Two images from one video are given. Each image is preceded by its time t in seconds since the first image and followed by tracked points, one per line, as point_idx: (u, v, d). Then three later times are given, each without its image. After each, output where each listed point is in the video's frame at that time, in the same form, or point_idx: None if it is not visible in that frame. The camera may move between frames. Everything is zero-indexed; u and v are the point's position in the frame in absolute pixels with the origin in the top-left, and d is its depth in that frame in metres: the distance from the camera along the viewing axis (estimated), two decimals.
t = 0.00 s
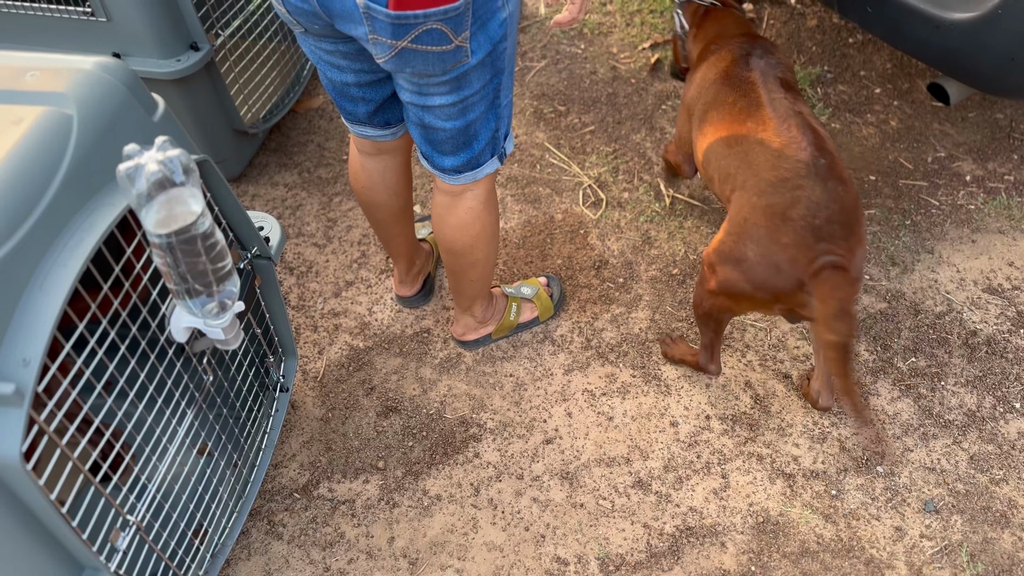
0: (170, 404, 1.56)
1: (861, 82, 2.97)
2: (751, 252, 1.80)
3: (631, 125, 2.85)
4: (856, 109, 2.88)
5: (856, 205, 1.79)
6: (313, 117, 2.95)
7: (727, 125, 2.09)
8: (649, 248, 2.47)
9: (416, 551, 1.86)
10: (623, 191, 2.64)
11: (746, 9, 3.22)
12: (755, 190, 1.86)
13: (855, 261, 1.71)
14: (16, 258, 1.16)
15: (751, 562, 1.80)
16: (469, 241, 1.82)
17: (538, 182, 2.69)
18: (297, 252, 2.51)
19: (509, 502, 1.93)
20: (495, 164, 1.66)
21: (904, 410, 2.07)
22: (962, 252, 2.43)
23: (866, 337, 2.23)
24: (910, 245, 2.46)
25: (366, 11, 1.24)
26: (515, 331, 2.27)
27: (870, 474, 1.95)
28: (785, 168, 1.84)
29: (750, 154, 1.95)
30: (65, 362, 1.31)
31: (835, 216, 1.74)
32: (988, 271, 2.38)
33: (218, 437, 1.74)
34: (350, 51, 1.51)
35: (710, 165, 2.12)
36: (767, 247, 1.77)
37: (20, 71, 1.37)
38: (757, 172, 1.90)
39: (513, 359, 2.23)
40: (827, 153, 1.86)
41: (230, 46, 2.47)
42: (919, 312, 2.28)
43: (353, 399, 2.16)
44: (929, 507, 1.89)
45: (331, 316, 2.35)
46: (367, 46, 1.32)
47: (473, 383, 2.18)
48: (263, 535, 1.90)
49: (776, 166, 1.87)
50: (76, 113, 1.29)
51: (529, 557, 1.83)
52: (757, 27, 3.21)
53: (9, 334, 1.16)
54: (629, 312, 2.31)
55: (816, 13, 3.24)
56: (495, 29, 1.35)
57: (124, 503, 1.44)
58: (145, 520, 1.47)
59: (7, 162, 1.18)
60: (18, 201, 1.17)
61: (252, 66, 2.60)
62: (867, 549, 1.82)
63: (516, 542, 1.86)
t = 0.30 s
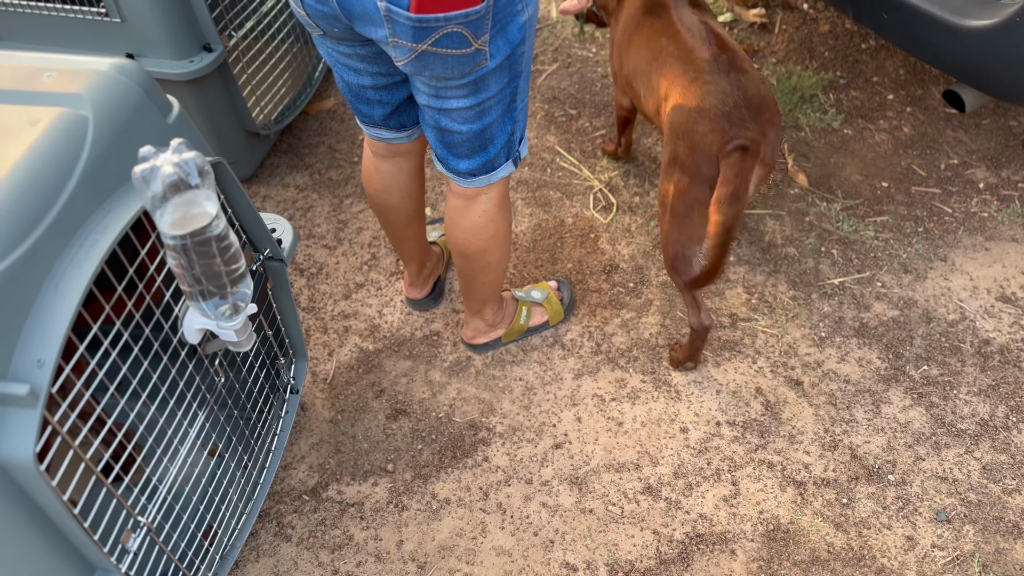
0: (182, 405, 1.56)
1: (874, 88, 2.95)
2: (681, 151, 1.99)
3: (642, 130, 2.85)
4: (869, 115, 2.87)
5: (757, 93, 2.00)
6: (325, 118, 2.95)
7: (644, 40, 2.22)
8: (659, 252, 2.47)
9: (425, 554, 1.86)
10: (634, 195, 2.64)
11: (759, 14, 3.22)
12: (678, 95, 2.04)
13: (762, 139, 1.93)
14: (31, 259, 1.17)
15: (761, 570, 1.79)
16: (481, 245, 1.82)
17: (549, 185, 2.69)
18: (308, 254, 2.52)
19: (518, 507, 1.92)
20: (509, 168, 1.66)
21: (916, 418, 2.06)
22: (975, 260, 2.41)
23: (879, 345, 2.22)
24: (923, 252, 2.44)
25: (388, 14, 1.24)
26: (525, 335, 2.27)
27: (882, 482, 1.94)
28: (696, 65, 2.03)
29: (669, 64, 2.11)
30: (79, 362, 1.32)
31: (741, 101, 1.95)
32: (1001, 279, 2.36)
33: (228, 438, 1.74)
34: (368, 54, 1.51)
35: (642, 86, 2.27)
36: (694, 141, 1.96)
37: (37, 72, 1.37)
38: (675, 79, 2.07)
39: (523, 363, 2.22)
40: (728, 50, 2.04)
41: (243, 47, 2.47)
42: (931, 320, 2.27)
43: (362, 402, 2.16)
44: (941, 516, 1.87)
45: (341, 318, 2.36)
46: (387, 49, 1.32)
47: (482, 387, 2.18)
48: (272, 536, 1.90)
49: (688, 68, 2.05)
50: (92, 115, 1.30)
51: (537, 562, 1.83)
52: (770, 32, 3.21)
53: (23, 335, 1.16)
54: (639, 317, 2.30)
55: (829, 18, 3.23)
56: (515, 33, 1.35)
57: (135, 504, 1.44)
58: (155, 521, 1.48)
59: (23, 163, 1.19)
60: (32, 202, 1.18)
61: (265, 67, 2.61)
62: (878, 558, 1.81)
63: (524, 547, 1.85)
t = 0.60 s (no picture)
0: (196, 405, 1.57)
1: (889, 96, 2.94)
2: (642, 26, 2.19)
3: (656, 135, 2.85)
4: (884, 123, 2.85)
5: None
6: (338, 120, 2.96)
7: None
8: (672, 258, 2.46)
9: (434, 558, 1.85)
10: (647, 201, 2.64)
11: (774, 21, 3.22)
12: None
13: (722, 22, 2.15)
14: (49, 259, 1.17)
15: None
16: (497, 246, 1.82)
17: (562, 190, 2.69)
18: (321, 255, 2.52)
19: (528, 512, 1.92)
20: (525, 169, 1.66)
21: (930, 429, 2.04)
22: (990, 270, 2.39)
23: (892, 354, 2.20)
24: (937, 262, 2.43)
25: (414, 14, 1.24)
26: (537, 339, 2.26)
27: (894, 493, 1.92)
28: None
29: None
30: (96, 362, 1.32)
31: None
32: (1017, 290, 2.34)
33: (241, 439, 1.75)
34: (388, 55, 1.52)
35: None
36: (658, 25, 2.16)
37: (57, 72, 1.38)
38: None
39: (534, 367, 2.22)
40: None
41: (259, 49, 2.48)
42: (946, 330, 2.25)
43: (373, 404, 2.16)
44: (954, 528, 1.85)
45: (352, 320, 2.36)
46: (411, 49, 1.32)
47: (493, 391, 2.18)
48: (282, 538, 1.90)
49: None
50: (111, 115, 1.30)
51: (547, 568, 1.82)
52: (785, 39, 3.20)
53: (41, 335, 1.17)
54: (652, 323, 2.30)
55: (844, 25, 3.22)
56: (537, 33, 1.36)
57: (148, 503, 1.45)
58: (168, 520, 1.48)
59: (43, 164, 1.19)
60: (52, 203, 1.18)
61: (281, 69, 2.62)
62: (890, 569, 1.79)
63: (534, 553, 1.85)
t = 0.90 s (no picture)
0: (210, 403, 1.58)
1: (905, 106, 2.93)
2: None
3: (670, 142, 2.85)
4: (900, 133, 2.84)
5: None
6: (354, 123, 2.98)
7: None
8: (685, 265, 2.46)
9: (443, 561, 1.85)
10: (660, 207, 2.64)
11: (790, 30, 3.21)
12: None
13: None
14: (69, 257, 1.19)
15: None
16: (511, 248, 1.82)
17: (576, 195, 2.69)
18: (334, 257, 2.54)
19: (537, 517, 1.92)
20: (541, 170, 1.66)
21: (943, 441, 2.03)
22: (1006, 282, 2.38)
23: (906, 366, 2.19)
24: (952, 273, 2.41)
25: (436, 14, 1.25)
26: (549, 344, 2.26)
27: (906, 504, 1.91)
28: None
29: None
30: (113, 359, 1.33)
31: None
32: None
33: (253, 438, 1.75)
34: (407, 57, 1.53)
35: None
36: None
37: (79, 71, 1.40)
38: None
39: (545, 372, 2.22)
40: None
41: (277, 51, 2.50)
42: (960, 341, 2.24)
43: (384, 406, 2.17)
44: (966, 541, 1.84)
45: (365, 322, 2.37)
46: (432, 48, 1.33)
47: (504, 395, 2.18)
48: (291, 538, 1.91)
49: None
50: (132, 115, 1.32)
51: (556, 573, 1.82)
52: (801, 47, 3.19)
53: (60, 331, 1.18)
54: (664, 330, 2.29)
55: (861, 35, 3.21)
56: (556, 33, 1.36)
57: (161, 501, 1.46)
58: (180, 518, 1.49)
59: (64, 163, 1.21)
60: (73, 202, 1.20)
61: (298, 71, 2.64)
62: None
63: (543, 558, 1.84)
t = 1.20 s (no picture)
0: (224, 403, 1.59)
1: (923, 119, 2.91)
2: None
3: (685, 151, 2.85)
4: (917, 146, 2.82)
5: None
6: (370, 127, 3.00)
7: None
8: (699, 275, 2.46)
9: (452, 566, 1.85)
10: (675, 216, 2.63)
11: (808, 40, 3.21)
12: None
13: None
14: (90, 255, 1.20)
15: None
16: (525, 251, 1.82)
17: (590, 203, 2.69)
18: (349, 259, 2.55)
19: (547, 524, 1.91)
20: (556, 173, 1.67)
21: (956, 456, 2.01)
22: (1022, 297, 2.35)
23: (920, 380, 2.17)
24: (968, 287, 2.39)
25: (456, 15, 1.26)
26: (561, 351, 2.26)
27: (918, 519, 1.89)
28: None
29: None
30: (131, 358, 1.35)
31: None
32: None
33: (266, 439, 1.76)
34: (425, 59, 1.54)
35: None
36: None
37: (102, 72, 1.41)
38: None
39: (557, 379, 2.22)
40: None
41: (296, 55, 2.53)
42: (975, 356, 2.22)
43: (396, 409, 2.17)
44: (979, 557, 1.82)
45: (378, 325, 2.38)
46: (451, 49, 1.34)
47: (515, 401, 2.18)
48: (301, 539, 1.91)
49: None
50: (155, 116, 1.33)
51: None
52: (818, 58, 3.19)
53: (79, 329, 1.19)
54: (677, 339, 2.29)
55: (880, 46, 3.20)
56: (573, 35, 1.37)
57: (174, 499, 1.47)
58: (193, 517, 1.50)
59: (87, 163, 1.23)
60: (95, 201, 1.21)
61: (316, 74, 2.67)
62: None
63: (552, 565, 1.84)
